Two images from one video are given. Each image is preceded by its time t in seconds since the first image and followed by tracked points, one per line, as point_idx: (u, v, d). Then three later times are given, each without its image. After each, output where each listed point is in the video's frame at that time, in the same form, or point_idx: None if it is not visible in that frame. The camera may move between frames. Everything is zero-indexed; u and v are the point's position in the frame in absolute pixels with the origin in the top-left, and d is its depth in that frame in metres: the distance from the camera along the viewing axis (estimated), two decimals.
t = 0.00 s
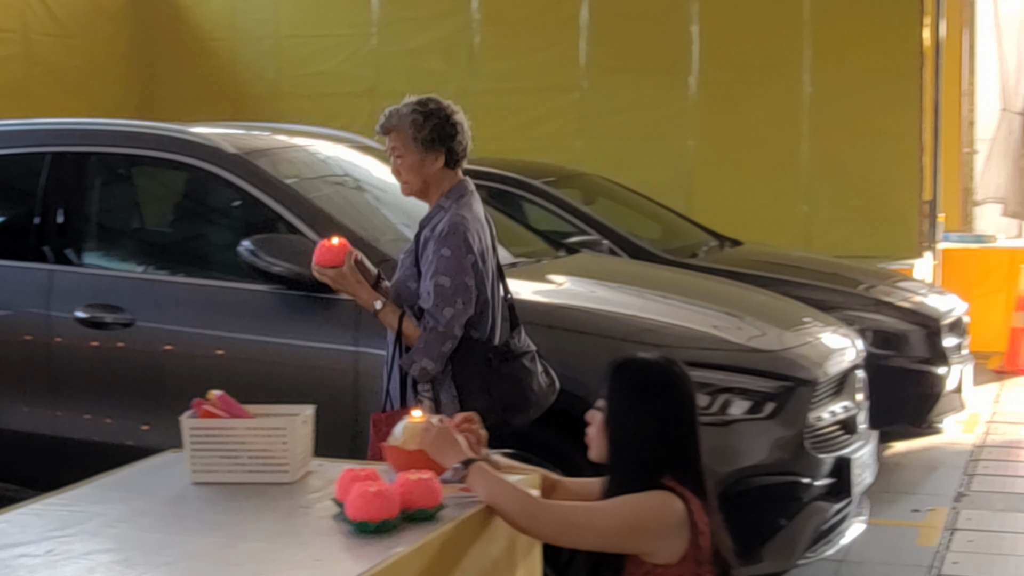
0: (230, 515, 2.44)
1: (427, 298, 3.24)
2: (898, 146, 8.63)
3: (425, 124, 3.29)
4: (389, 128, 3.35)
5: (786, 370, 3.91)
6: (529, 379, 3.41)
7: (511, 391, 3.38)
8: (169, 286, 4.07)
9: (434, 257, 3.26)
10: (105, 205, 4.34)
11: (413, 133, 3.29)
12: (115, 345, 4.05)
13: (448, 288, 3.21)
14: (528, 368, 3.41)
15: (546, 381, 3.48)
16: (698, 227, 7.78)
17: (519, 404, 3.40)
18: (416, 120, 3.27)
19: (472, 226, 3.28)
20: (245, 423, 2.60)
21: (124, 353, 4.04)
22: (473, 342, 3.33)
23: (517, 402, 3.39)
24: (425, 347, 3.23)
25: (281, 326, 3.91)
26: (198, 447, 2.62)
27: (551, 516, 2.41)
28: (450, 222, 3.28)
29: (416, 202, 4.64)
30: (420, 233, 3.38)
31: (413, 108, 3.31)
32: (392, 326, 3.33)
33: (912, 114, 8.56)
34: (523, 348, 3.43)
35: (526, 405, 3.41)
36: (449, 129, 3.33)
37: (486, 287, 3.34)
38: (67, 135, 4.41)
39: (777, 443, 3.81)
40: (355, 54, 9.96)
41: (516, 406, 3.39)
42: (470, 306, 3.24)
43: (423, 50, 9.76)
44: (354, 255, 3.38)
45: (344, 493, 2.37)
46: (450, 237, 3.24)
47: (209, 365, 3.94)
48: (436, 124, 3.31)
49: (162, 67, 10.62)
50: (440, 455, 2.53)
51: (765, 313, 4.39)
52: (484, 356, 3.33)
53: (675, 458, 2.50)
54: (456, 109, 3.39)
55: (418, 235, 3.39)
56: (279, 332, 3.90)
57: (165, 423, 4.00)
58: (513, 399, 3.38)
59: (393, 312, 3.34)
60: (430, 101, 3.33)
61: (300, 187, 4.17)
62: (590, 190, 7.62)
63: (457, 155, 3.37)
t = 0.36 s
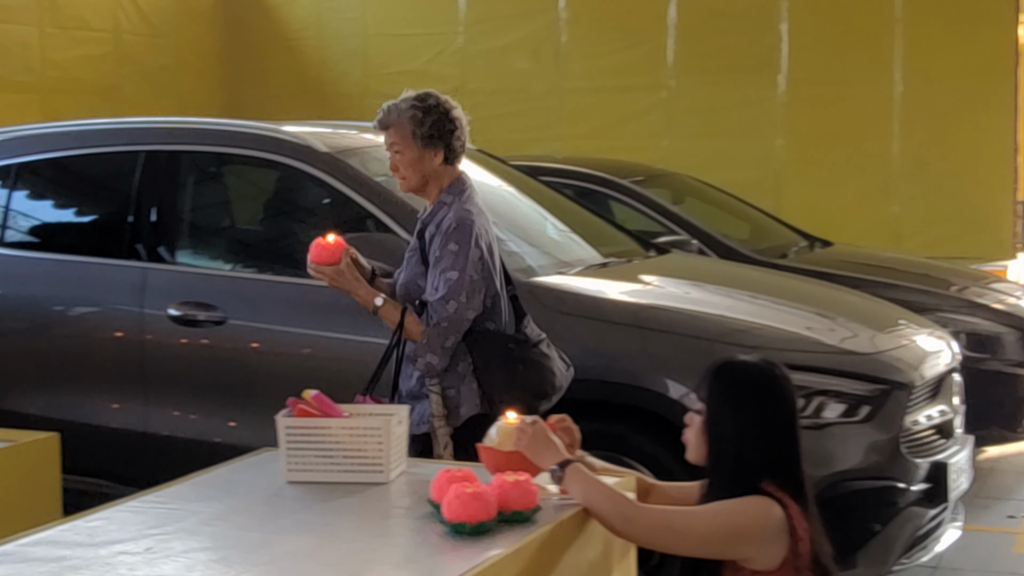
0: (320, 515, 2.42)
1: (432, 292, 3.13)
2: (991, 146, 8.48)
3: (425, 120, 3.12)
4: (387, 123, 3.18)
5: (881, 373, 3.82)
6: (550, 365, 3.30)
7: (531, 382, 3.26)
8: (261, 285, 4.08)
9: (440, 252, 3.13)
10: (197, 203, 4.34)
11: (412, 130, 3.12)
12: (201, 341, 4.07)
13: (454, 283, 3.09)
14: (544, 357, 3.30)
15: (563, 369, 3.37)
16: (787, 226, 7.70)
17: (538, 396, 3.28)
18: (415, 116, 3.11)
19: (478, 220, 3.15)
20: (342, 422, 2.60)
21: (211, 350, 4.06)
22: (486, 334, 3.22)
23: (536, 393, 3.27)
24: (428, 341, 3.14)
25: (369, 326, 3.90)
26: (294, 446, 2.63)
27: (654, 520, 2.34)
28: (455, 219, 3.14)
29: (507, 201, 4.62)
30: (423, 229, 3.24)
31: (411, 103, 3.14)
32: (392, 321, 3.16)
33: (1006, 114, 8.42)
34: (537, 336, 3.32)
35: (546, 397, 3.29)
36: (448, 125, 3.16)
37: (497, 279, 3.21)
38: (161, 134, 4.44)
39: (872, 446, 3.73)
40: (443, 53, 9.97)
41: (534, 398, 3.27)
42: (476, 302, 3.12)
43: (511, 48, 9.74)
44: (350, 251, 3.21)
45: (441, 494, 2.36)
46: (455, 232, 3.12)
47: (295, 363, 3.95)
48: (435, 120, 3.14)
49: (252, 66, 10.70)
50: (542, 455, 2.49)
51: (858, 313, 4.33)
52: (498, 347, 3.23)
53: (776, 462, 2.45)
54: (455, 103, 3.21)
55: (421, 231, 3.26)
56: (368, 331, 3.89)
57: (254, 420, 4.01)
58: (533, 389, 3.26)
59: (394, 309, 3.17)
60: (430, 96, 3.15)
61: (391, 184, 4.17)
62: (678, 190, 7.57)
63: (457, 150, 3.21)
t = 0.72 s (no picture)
0: (427, 522, 2.41)
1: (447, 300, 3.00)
2: None
3: (440, 119, 3.00)
4: (401, 121, 3.06)
5: (996, 377, 3.66)
6: (571, 373, 3.22)
7: (552, 388, 3.17)
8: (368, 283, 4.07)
9: (456, 257, 3.01)
10: (305, 200, 4.33)
11: (427, 129, 3.00)
12: (309, 339, 4.05)
13: (471, 290, 2.97)
14: (565, 363, 3.21)
15: (585, 374, 3.29)
16: (896, 226, 7.57)
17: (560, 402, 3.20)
18: (430, 115, 2.99)
19: (498, 224, 3.03)
20: (452, 423, 2.65)
21: (318, 347, 4.04)
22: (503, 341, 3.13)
23: (556, 399, 3.19)
24: (442, 352, 3.01)
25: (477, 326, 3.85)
26: (406, 447, 2.69)
27: (768, 528, 2.26)
28: (474, 222, 3.02)
29: (613, 199, 4.57)
30: (440, 233, 3.12)
31: (427, 101, 3.02)
32: (407, 330, 3.03)
33: None
34: (559, 341, 3.24)
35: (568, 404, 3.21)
36: (465, 124, 3.03)
37: (514, 283, 3.10)
38: (270, 132, 4.44)
39: (988, 452, 3.59)
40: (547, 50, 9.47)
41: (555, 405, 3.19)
42: (492, 308, 3.00)
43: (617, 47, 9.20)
44: (366, 252, 3.06)
45: (554, 499, 2.34)
46: (474, 237, 3.00)
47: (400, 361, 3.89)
48: (451, 118, 3.01)
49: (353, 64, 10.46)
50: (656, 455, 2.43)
51: (970, 313, 4.23)
52: (518, 353, 3.13)
53: (897, 473, 2.40)
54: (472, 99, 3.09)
55: (437, 233, 3.13)
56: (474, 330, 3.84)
57: (358, 418, 3.99)
58: (555, 397, 3.18)
59: (407, 316, 3.03)
60: (445, 93, 3.03)
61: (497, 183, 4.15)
62: (785, 188, 7.46)
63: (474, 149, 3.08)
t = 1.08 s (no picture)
0: (542, 526, 2.42)
1: (483, 306, 3.02)
2: None
3: (470, 121, 3.05)
4: (432, 125, 3.10)
5: None
6: (599, 381, 3.26)
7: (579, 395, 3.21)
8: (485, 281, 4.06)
9: (491, 262, 3.03)
10: (421, 198, 4.32)
11: (458, 131, 3.05)
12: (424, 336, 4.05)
13: (509, 296, 3.00)
14: (592, 371, 3.25)
15: (615, 382, 3.33)
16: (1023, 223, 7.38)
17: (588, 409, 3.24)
18: (461, 117, 3.03)
19: (530, 229, 3.06)
20: (568, 426, 2.68)
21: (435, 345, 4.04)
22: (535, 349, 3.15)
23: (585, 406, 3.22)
24: (479, 358, 3.04)
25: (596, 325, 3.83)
26: (523, 450, 2.72)
27: (894, 538, 2.21)
28: (508, 225, 3.05)
29: (731, 196, 4.50)
30: (468, 239, 3.13)
31: (457, 103, 3.07)
32: (443, 338, 3.05)
33: None
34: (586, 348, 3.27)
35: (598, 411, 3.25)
36: (495, 125, 3.08)
37: (546, 288, 3.13)
38: (388, 129, 4.44)
39: None
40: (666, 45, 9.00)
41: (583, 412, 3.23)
42: (527, 314, 3.04)
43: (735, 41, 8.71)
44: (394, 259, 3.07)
45: (673, 505, 2.32)
46: (509, 242, 3.02)
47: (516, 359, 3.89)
48: (482, 120, 3.06)
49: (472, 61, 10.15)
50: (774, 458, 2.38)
51: None
52: (548, 361, 3.16)
53: None
54: (501, 102, 3.15)
55: (465, 237, 3.14)
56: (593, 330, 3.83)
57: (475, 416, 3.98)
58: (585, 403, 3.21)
59: (443, 323, 3.06)
60: (475, 96, 3.08)
61: (615, 180, 4.09)
62: (908, 185, 7.30)
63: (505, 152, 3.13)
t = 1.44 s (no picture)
0: (653, 534, 2.41)
1: (525, 300, 3.07)
2: None
3: (494, 116, 3.10)
4: (454, 122, 3.15)
5: None
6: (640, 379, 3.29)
7: (625, 391, 3.22)
8: (602, 280, 4.02)
9: (530, 258, 3.09)
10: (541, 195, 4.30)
11: (482, 127, 3.10)
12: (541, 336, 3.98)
13: (552, 290, 3.06)
14: (636, 368, 3.29)
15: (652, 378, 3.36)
16: None
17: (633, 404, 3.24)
18: (484, 112, 3.09)
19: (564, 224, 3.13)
20: (685, 428, 2.66)
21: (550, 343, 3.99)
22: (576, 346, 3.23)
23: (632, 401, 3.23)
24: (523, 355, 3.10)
25: (716, 323, 3.78)
26: (640, 452, 2.70)
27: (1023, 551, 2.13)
28: (545, 221, 3.11)
29: (854, 193, 4.41)
30: (496, 236, 3.17)
31: (480, 99, 3.12)
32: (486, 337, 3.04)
33: None
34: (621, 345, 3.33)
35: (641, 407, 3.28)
36: (520, 120, 3.14)
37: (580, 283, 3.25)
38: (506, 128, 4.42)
39: None
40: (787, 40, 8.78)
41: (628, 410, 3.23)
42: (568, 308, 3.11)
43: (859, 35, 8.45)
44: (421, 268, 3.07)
45: (793, 511, 2.28)
46: (549, 237, 3.09)
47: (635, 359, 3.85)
48: (505, 116, 3.11)
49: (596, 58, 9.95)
50: (900, 466, 2.32)
51: None
52: (589, 359, 3.22)
53: None
54: (525, 97, 3.20)
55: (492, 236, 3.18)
56: (714, 330, 3.77)
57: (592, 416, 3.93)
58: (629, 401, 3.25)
59: (484, 322, 3.03)
60: (497, 91, 3.14)
61: (734, 177, 4.03)
62: None
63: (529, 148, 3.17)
